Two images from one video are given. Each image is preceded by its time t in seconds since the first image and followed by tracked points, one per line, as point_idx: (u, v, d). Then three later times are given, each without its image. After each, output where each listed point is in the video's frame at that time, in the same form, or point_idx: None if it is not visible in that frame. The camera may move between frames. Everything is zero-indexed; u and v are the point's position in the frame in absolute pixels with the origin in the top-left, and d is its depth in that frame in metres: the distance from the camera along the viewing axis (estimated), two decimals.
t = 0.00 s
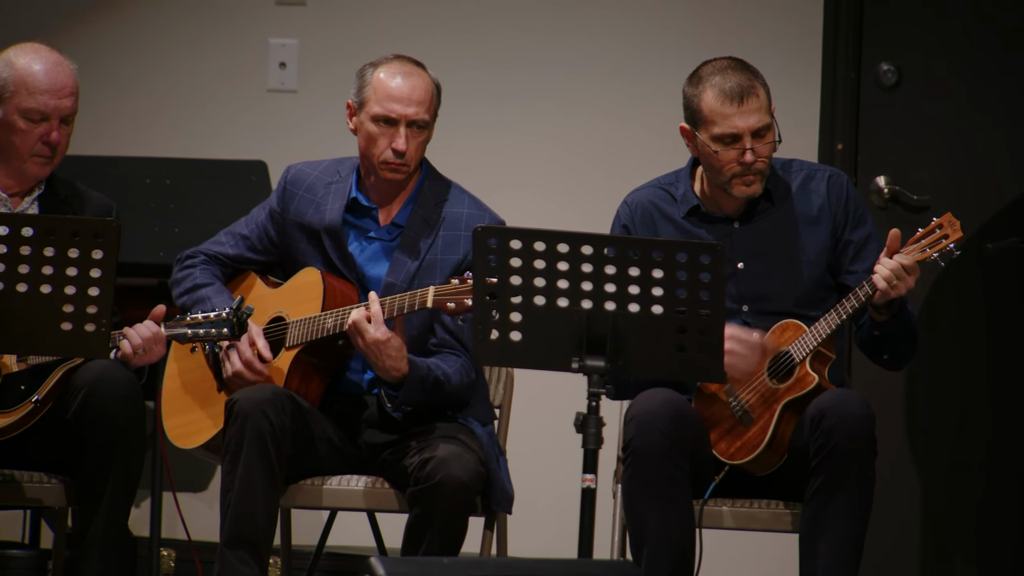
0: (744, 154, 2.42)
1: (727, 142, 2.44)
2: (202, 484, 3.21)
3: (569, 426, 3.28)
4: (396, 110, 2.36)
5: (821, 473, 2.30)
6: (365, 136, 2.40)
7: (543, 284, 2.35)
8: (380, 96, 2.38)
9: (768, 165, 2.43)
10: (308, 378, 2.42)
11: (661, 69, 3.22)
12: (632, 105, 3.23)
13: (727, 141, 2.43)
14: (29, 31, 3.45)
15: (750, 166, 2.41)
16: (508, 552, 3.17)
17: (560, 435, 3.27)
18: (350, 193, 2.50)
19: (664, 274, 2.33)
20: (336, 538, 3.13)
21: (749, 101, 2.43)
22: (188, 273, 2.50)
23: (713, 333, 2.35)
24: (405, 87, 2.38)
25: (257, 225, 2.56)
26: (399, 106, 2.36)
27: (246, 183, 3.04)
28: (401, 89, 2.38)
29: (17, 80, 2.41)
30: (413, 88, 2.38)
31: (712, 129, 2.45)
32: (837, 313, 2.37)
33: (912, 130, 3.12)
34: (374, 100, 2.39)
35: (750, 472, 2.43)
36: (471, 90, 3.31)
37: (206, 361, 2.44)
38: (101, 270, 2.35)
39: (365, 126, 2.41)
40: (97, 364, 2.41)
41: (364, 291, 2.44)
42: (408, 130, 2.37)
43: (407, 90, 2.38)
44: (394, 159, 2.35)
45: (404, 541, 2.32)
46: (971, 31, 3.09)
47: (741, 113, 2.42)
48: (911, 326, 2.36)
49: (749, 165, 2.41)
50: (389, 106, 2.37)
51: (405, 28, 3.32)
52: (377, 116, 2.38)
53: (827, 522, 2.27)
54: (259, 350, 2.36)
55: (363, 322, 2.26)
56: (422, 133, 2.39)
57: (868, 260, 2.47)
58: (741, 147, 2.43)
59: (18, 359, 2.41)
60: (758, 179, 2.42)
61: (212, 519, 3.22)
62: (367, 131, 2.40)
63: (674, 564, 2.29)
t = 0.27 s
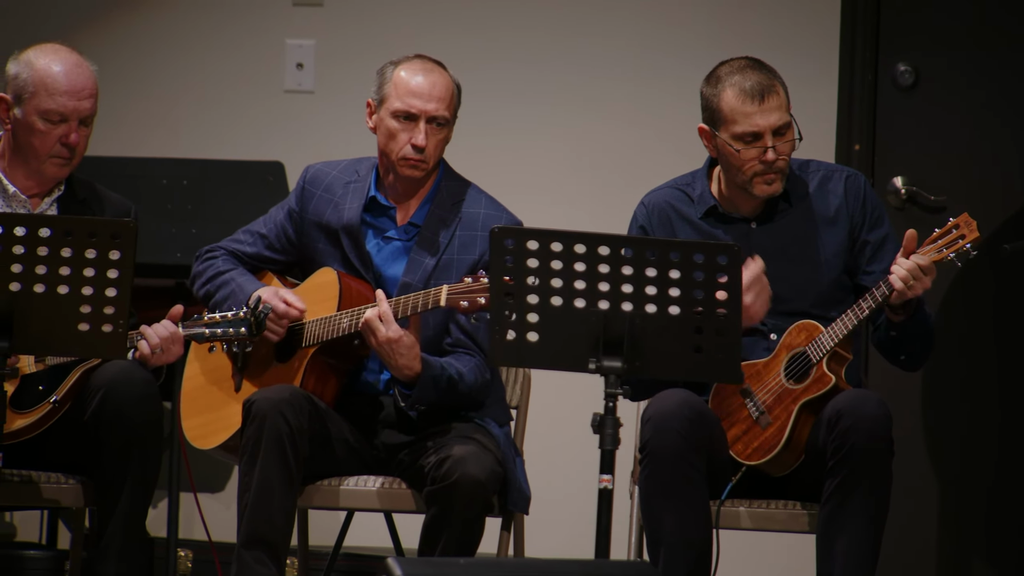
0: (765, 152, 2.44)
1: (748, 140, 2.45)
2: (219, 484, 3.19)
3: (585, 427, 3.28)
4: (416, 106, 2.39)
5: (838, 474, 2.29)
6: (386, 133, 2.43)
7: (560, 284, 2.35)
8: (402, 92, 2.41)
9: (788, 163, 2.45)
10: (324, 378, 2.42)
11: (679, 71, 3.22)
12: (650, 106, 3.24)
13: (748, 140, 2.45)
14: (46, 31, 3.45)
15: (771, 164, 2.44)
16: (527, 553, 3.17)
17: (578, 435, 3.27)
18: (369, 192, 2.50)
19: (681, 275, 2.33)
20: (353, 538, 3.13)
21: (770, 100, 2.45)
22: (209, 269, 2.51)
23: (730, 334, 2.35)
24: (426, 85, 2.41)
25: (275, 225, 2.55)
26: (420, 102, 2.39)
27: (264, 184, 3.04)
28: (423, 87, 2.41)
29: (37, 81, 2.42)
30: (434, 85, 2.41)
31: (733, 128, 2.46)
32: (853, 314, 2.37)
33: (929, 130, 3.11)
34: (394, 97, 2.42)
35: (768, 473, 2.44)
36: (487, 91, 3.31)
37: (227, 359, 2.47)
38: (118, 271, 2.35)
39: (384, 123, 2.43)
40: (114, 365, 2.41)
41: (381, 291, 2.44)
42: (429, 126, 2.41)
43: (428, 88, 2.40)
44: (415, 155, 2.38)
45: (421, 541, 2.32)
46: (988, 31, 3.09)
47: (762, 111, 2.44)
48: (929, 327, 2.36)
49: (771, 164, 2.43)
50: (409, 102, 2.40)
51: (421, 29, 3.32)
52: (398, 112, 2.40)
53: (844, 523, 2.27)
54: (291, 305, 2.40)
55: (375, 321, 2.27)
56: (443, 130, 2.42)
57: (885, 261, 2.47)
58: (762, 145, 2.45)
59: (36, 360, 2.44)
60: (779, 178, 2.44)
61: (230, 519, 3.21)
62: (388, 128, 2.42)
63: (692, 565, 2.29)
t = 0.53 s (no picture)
0: (783, 150, 2.45)
1: (765, 138, 2.46)
2: (236, 485, 3.22)
3: (601, 428, 3.28)
4: (436, 103, 2.42)
5: (854, 474, 2.29)
6: (405, 130, 2.45)
7: (576, 285, 2.35)
8: (421, 90, 2.43)
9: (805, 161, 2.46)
10: (340, 379, 2.42)
11: (697, 72, 3.24)
12: (668, 107, 3.25)
13: (766, 137, 2.45)
14: (61, 30, 3.45)
15: (789, 162, 2.44)
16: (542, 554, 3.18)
17: (593, 436, 3.28)
18: (386, 192, 2.51)
19: (697, 275, 2.33)
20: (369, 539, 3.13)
21: (788, 97, 2.46)
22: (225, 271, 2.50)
23: (747, 335, 2.35)
24: (446, 84, 2.43)
25: (292, 225, 2.55)
26: (439, 100, 2.42)
27: (281, 185, 3.05)
28: (443, 87, 2.43)
29: (56, 85, 2.43)
30: (453, 84, 2.43)
31: (750, 125, 2.47)
32: (871, 314, 2.37)
33: (945, 131, 3.11)
34: (414, 95, 2.44)
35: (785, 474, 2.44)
36: (503, 91, 3.32)
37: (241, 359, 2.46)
38: (134, 271, 2.35)
39: (403, 121, 2.45)
40: (131, 366, 2.42)
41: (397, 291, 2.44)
42: (448, 125, 2.42)
43: (448, 87, 2.42)
44: (433, 153, 2.39)
45: (437, 542, 2.32)
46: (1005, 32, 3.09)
47: (779, 109, 2.45)
48: (945, 327, 2.37)
49: (788, 162, 2.44)
50: (429, 100, 2.42)
51: (438, 30, 3.33)
52: (417, 110, 2.42)
53: (861, 523, 2.26)
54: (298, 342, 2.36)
55: (391, 322, 2.25)
56: (462, 129, 2.44)
57: (902, 261, 2.47)
58: (779, 143, 2.46)
59: (53, 361, 2.44)
60: (797, 176, 2.45)
61: (246, 520, 3.23)
62: (408, 125, 2.44)
63: (708, 565, 2.29)
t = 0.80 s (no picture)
0: (801, 147, 2.45)
1: (784, 135, 2.46)
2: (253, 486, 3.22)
3: (618, 428, 3.28)
4: (455, 99, 2.43)
5: (872, 474, 2.29)
6: (424, 127, 2.46)
7: (593, 285, 2.35)
8: (441, 86, 2.45)
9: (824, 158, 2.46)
10: (356, 379, 2.41)
11: (714, 71, 3.24)
12: (685, 107, 3.25)
13: (784, 134, 2.45)
14: (78, 32, 3.45)
15: (807, 159, 2.44)
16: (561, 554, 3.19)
17: (611, 437, 3.29)
18: (404, 192, 2.51)
19: (715, 276, 2.33)
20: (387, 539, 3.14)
21: (806, 94, 2.46)
22: (243, 273, 2.51)
23: (764, 335, 2.35)
24: (466, 82, 2.45)
25: (309, 225, 2.55)
26: (459, 96, 2.43)
27: (298, 185, 3.05)
28: (463, 85, 2.45)
29: (74, 87, 2.44)
30: (473, 81, 2.45)
31: (768, 123, 2.47)
32: (888, 314, 2.36)
33: (962, 131, 3.11)
34: (433, 91, 2.46)
35: (802, 475, 2.44)
36: (519, 91, 3.32)
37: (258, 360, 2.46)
38: (151, 272, 2.35)
39: (423, 117, 2.47)
40: (149, 366, 2.42)
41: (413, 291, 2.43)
42: (467, 121, 2.44)
43: (468, 85, 2.44)
44: (452, 149, 2.41)
45: (454, 542, 2.32)
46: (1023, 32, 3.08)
47: (797, 106, 2.45)
48: (963, 327, 2.37)
49: (806, 159, 2.44)
50: (448, 95, 2.44)
51: (454, 30, 3.33)
52: (437, 106, 2.44)
53: (878, 524, 2.26)
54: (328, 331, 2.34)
55: (405, 321, 2.24)
56: (481, 127, 2.46)
57: (919, 262, 2.47)
58: (798, 140, 2.46)
59: (71, 361, 2.44)
60: (815, 174, 2.45)
61: (264, 521, 3.23)
62: (427, 122, 2.45)
63: (725, 565, 2.29)
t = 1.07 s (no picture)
0: (817, 147, 2.44)
1: (799, 136, 2.46)
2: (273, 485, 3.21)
3: (637, 429, 3.28)
4: (471, 102, 2.43)
5: (891, 474, 2.29)
6: (441, 128, 2.46)
7: (612, 286, 2.35)
8: (458, 88, 2.45)
9: (840, 158, 2.45)
10: (375, 379, 2.42)
11: (732, 72, 3.25)
12: (703, 107, 3.27)
13: (800, 135, 2.45)
14: (96, 32, 3.46)
15: (824, 159, 2.44)
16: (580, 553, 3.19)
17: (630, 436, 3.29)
18: (422, 193, 2.51)
19: (733, 276, 2.33)
20: (405, 540, 3.14)
21: (820, 94, 2.46)
22: (262, 273, 2.52)
23: (782, 335, 2.35)
24: (484, 83, 2.45)
25: (327, 227, 2.56)
26: (476, 98, 2.43)
27: (316, 185, 3.04)
28: (479, 86, 2.45)
29: (93, 90, 2.44)
30: (490, 84, 2.45)
31: (784, 124, 2.47)
32: (906, 314, 2.36)
33: (981, 131, 3.11)
34: (451, 92, 2.46)
35: (821, 475, 2.44)
36: (537, 91, 3.32)
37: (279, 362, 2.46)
38: (170, 272, 2.35)
39: (440, 119, 2.47)
40: (167, 367, 2.42)
41: (431, 292, 2.43)
42: (483, 123, 2.44)
43: (484, 86, 2.44)
44: (468, 151, 2.41)
45: (473, 542, 2.32)
46: None
47: (813, 106, 2.45)
48: (981, 326, 2.36)
49: (822, 159, 2.43)
50: (465, 98, 2.44)
51: (472, 30, 3.33)
52: (454, 107, 2.44)
53: (896, 524, 2.26)
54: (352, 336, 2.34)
55: (424, 320, 2.26)
56: (499, 128, 2.45)
57: (937, 262, 2.48)
58: (814, 140, 2.45)
59: (89, 362, 2.45)
60: (831, 173, 2.44)
61: (282, 521, 3.23)
62: (444, 123, 2.46)
63: (744, 565, 2.29)
